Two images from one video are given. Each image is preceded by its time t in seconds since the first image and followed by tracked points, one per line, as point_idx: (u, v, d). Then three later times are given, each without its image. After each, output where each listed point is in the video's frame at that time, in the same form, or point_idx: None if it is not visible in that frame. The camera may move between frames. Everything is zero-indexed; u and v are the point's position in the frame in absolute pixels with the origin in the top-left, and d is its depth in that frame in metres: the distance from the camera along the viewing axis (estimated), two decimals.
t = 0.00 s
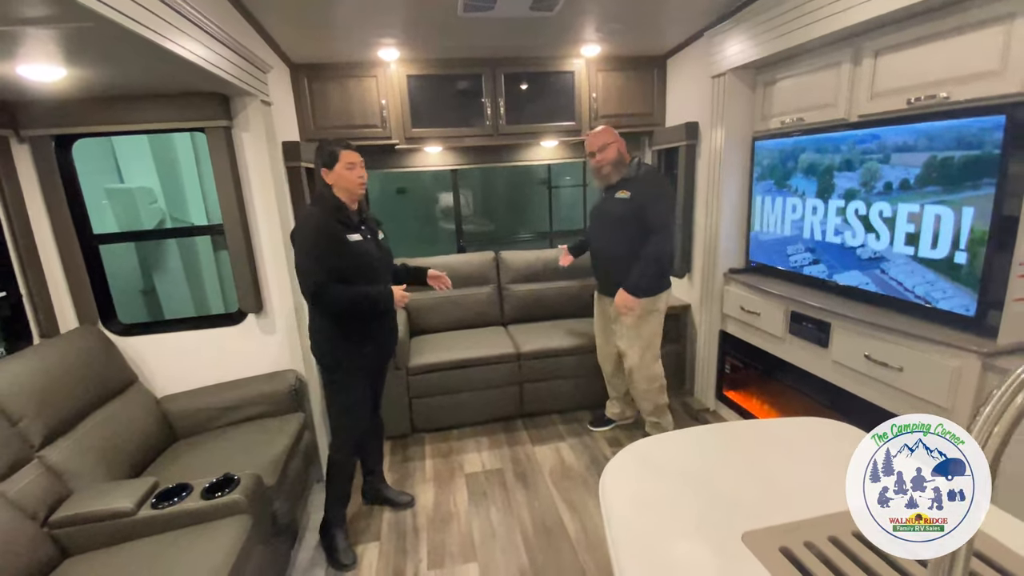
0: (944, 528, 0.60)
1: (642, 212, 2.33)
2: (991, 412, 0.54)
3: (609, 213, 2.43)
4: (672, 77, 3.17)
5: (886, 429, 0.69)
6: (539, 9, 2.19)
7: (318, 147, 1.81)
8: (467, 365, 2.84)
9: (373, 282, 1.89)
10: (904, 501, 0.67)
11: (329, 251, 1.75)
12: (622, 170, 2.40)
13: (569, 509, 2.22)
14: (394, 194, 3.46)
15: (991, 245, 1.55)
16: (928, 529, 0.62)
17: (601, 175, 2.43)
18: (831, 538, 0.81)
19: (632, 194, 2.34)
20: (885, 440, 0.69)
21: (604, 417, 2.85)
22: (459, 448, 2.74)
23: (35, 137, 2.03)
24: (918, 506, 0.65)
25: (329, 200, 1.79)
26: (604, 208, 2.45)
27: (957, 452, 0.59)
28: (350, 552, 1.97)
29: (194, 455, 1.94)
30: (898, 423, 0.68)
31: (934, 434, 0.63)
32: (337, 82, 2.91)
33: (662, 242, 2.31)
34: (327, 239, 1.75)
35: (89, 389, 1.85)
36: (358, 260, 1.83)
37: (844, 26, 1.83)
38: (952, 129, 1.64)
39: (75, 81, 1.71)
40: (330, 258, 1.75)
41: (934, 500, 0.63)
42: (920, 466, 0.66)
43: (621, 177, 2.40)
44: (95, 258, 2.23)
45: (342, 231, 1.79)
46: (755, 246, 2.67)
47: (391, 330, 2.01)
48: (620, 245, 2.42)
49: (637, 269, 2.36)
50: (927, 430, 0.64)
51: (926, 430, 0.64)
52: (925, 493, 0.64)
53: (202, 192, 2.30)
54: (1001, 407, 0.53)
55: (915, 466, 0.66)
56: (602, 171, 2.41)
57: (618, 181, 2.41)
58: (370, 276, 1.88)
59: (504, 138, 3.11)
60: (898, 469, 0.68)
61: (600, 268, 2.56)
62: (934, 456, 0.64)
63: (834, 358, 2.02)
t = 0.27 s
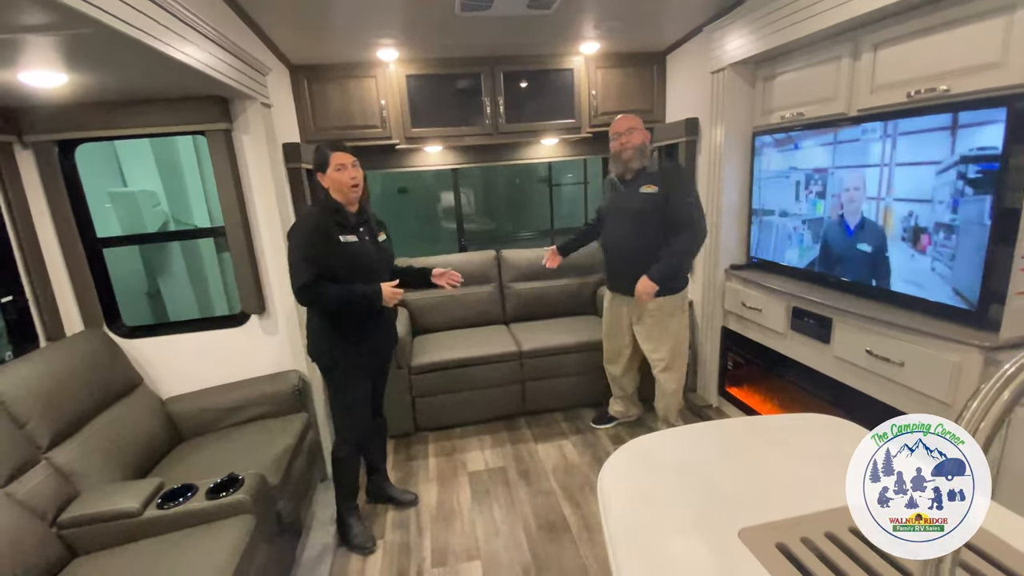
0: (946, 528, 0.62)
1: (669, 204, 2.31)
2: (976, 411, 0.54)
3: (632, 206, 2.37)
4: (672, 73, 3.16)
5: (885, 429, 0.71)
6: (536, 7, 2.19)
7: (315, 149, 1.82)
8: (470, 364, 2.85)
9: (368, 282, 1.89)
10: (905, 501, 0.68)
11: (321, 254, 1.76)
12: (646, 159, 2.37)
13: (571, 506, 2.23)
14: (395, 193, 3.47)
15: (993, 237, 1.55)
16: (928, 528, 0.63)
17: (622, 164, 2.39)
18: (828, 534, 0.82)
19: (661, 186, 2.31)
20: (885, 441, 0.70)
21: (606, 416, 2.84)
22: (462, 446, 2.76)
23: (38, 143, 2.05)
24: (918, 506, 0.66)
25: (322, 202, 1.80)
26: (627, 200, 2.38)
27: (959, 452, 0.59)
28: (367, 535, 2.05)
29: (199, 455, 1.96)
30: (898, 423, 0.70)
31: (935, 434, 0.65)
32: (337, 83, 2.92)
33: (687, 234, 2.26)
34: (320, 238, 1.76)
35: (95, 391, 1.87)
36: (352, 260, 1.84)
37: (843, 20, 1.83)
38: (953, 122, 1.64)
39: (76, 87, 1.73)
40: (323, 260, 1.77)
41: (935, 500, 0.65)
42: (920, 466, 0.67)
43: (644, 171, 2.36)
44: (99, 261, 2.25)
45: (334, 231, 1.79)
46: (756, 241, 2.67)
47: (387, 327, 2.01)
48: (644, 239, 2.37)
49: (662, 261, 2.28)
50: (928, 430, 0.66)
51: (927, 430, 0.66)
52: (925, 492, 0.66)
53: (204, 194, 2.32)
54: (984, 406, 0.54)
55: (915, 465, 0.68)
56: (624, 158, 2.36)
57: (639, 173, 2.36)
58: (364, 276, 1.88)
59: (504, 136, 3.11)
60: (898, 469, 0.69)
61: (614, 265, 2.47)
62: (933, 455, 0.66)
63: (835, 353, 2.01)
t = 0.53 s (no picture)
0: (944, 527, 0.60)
1: (708, 204, 2.27)
2: (971, 409, 0.54)
3: (670, 203, 2.27)
4: (673, 72, 3.16)
5: (886, 429, 0.70)
6: (537, 8, 2.19)
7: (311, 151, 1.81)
8: (473, 364, 2.85)
9: (363, 284, 1.90)
10: (904, 501, 0.67)
11: (314, 258, 1.77)
12: (669, 160, 2.26)
13: (575, 506, 2.23)
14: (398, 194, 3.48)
15: (998, 233, 1.54)
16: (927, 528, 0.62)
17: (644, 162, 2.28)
18: (829, 532, 0.82)
19: (698, 184, 2.27)
20: (885, 440, 0.70)
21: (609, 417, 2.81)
22: (466, 446, 2.76)
23: (44, 148, 2.07)
24: (917, 506, 0.65)
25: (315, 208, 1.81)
26: (662, 198, 2.27)
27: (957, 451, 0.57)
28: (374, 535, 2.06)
29: (205, 457, 1.97)
30: (898, 423, 0.69)
31: (933, 434, 0.63)
32: (339, 86, 2.93)
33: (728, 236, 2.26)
34: (315, 247, 1.77)
35: (102, 394, 1.89)
36: (347, 265, 1.85)
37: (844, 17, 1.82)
38: (955, 119, 1.64)
39: (81, 93, 1.74)
40: (316, 263, 1.78)
41: (933, 500, 0.64)
42: (920, 466, 0.66)
43: (677, 167, 2.28)
44: (105, 265, 2.27)
45: (328, 238, 1.80)
46: (758, 240, 2.66)
47: (387, 326, 2.01)
48: (680, 239, 2.29)
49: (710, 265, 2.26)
50: (927, 430, 0.64)
51: (926, 430, 0.64)
52: (924, 492, 0.65)
53: (208, 197, 2.34)
54: (979, 404, 0.53)
55: (915, 466, 0.67)
56: (648, 155, 2.25)
57: (672, 170, 2.27)
58: (360, 279, 1.89)
59: (506, 137, 3.11)
60: (898, 469, 0.68)
61: (640, 264, 2.37)
62: (933, 455, 0.64)
63: (839, 351, 2.01)
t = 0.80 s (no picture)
0: (942, 526, 0.58)
1: (730, 205, 2.30)
2: (984, 409, 0.54)
3: (699, 202, 2.26)
4: (678, 68, 3.14)
5: (885, 428, 0.68)
6: (541, 4, 2.18)
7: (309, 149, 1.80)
8: (478, 362, 2.86)
9: (361, 284, 1.90)
10: (905, 501, 0.64)
11: (312, 256, 1.78)
12: (686, 157, 2.23)
13: (580, 503, 2.23)
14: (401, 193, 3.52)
15: (1007, 230, 1.53)
16: (925, 528, 0.60)
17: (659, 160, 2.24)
18: (837, 532, 0.82)
19: (723, 182, 2.28)
20: (885, 441, 0.68)
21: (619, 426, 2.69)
22: (472, 443, 2.77)
23: (50, 148, 2.07)
24: (917, 506, 0.62)
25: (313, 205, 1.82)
26: (688, 196, 2.26)
27: (956, 453, 0.60)
28: (380, 533, 2.07)
29: (213, 454, 1.99)
30: (898, 424, 0.68)
31: (932, 433, 0.63)
32: (343, 84, 2.93)
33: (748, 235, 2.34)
34: (314, 246, 1.79)
35: (109, 392, 1.90)
36: (346, 264, 1.85)
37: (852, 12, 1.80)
38: (963, 115, 1.62)
39: (86, 93, 1.75)
40: (314, 262, 1.79)
41: (934, 500, 0.61)
42: (921, 466, 0.64)
43: (700, 164, 2.27)
44: (111, 264, 2.28)
45: (327, 236, 1.81)
46: (765, 236, 2.65)
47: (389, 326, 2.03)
48: (705, 240, 2.29)
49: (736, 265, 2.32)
50: (927, 430, 0.64)
51: (926, 430, 0.64)
52: (925, 492, 0.63)
53: (214, 195, 2.35)
54: (994, 405, 0.53)
55: (915, 465, 0.65)
56: (660, 153, 2.23)
57: (697, 168, 2.26)
58: (358, 279, 1.89)
59: (510, 134, 3.11)
60: (898, 469, 0.66)
61: (660, 261, 2.34)
62: (935, 455, 0.63)
63: (846, 349, 2.00)
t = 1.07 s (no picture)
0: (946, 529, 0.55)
1: (740, 203, 2.31)
2: (995, 404, 0.54)
3: (711, 199, 2.26)
4: (681, 64, 3.13)
5: (884, 427, 0.64)
6: None
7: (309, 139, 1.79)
8: (479, 358, 2.86)
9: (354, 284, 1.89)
10: (905, 501, 0.60)
11: (304, 253, 1.77)
12: (701, 152, 2.22)
13: (581, 499, 2.24)
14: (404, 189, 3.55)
15: (1010, 228, 1.53)
16: (926, 529, 0.57)
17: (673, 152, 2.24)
18: (842, 527, 0.82)
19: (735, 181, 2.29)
20: (885, 440, 0.63)
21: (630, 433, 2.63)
22: (473, 439, 2.78)
23: (53, 141, 2.07)
24: (918, 506, 0.59)
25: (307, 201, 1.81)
26: (703, 194, 2.25)
27: (956, 452, 0.57)
28: (382, 528, 2.08)
29: (216, 448, 1.99)
30: (898, 423, 0.63)
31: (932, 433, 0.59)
32: (345, 79, 2.92)
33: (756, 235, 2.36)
34: (307, 243, 1.78)
35: (112, 385, 1.90)
36: (337, 262, 1.85)
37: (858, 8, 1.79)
38: (966, 114, 1.62)
39: (89, 86, 1.75)
40: (306, 259, 1.78)
41: (934, 500, 0.57)
42: (921, 466, 0.60)
43: (715, 162, 2.26)
44: (114, 258, 2.28)
45: (317, 233, 1.80)
46: (768, 233, 2.64)
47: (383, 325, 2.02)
48: (715, 238, 2.29)
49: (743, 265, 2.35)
50: (928, 430, 0.60)
51: (927, 430, 0.60)
52: (925, 493, 0.59)
53: (216, 190, 2.35)
54: (1004, 400, 0.53)
55: (915, 465, 0.60)
56: (675, 145, 2.23)
57: (711, 164, 2.26)
58: (350, 278, 1.89)
59: (513, 130, 3.10)
60: (898, 468, 0.62)
61: (668, 258, 2.34)
62: (936, 455, 0.59)
63: (848, 346, 2.00)
